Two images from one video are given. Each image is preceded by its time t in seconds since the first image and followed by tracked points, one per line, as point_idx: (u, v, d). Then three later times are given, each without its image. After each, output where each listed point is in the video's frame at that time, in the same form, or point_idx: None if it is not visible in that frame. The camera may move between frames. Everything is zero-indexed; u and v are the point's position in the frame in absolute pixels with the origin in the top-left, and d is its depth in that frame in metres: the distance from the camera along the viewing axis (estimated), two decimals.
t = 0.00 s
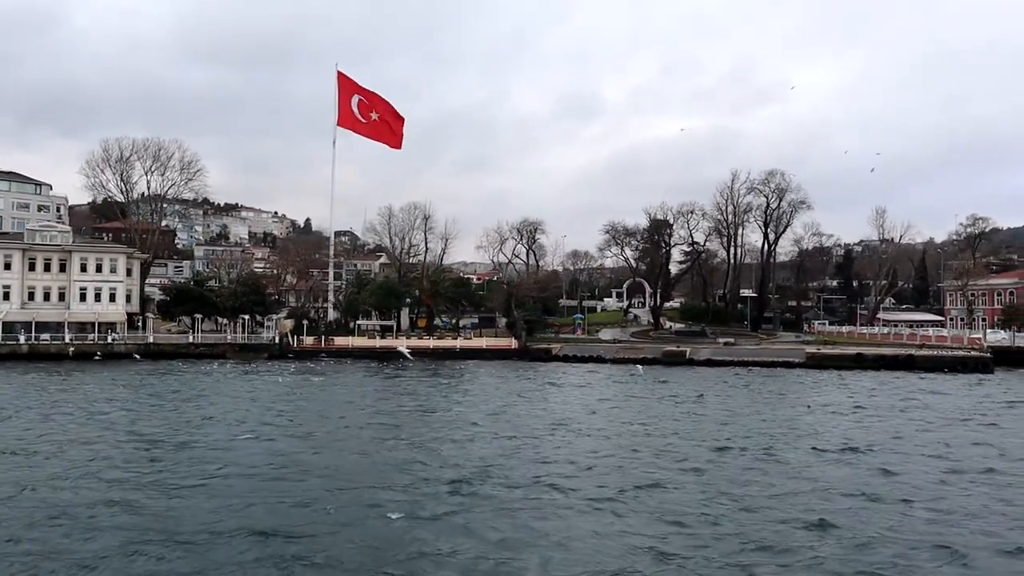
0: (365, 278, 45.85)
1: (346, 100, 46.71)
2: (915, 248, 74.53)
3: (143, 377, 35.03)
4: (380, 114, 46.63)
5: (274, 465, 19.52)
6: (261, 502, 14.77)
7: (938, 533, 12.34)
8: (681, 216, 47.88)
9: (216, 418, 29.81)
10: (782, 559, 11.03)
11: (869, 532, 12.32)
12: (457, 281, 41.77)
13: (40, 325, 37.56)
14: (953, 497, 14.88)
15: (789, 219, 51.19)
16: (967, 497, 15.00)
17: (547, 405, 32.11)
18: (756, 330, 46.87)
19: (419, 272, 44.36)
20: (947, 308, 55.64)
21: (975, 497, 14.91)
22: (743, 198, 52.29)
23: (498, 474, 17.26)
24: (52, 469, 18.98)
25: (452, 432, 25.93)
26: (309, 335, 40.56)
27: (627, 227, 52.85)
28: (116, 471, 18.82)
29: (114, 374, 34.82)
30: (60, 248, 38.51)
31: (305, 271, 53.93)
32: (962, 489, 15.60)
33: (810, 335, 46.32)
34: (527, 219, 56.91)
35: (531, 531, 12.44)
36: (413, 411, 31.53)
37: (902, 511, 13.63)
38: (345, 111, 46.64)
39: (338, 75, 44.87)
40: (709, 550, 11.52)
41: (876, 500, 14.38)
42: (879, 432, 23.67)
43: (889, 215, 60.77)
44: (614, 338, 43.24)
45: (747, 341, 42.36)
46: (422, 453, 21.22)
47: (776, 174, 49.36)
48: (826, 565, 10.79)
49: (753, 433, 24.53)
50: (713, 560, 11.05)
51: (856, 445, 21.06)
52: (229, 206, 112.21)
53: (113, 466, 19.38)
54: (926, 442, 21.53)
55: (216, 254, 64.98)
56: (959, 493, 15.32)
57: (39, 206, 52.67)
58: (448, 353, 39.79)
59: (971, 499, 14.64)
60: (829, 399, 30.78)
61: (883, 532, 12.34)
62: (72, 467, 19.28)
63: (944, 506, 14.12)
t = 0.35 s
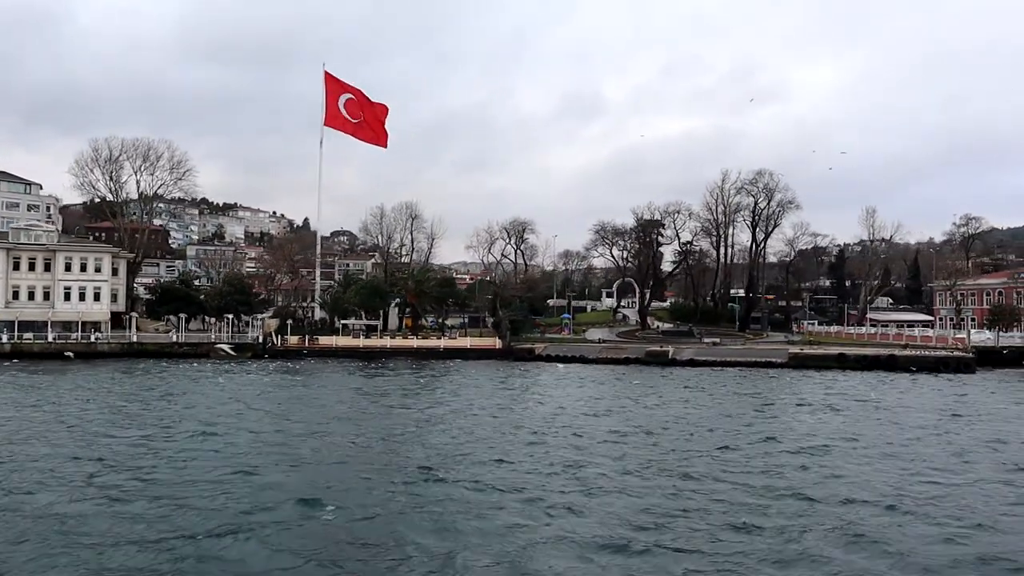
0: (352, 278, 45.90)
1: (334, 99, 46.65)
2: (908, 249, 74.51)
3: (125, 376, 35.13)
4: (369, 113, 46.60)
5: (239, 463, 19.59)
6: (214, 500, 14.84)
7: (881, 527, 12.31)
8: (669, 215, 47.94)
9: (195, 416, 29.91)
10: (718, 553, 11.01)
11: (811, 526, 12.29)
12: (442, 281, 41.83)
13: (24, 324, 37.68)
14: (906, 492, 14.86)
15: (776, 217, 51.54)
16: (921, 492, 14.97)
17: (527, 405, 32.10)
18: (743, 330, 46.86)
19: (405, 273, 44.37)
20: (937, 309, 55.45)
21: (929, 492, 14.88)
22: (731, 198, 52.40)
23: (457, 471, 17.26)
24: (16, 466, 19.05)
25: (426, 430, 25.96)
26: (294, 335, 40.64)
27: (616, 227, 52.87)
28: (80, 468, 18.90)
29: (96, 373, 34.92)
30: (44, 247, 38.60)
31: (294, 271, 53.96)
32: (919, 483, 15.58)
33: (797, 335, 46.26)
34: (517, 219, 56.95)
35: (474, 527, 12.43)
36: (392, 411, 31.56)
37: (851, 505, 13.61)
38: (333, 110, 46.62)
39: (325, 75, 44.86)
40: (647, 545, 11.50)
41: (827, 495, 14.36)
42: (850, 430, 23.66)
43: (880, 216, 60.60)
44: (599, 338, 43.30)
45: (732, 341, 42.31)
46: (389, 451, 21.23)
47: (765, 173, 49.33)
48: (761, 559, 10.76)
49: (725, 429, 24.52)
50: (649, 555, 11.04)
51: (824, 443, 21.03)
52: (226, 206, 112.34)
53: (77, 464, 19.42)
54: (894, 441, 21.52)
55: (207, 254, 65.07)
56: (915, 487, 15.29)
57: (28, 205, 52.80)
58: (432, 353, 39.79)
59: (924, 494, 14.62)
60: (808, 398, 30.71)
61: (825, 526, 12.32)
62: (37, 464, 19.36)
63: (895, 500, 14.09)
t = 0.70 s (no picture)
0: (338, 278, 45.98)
1: (320, 100, 46.75)
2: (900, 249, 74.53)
3: (106, 376, 35.25)
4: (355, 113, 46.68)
5: (200, 463, 19.64)
6: (161, 500, 14.90)
7: (822, 525, 12.25)
8: (655, 216, 47.93)
9: (171, 417, 30.00)
10: (653, 553, 10.99)
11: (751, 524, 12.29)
12: (425, 281, 41.89)
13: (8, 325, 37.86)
14: (859, 489, 14.82)
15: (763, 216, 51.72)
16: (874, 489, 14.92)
17: (505, 405, 32.11)
18: (729, 330, 46.86)
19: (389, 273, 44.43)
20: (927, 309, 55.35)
21: (882, 489, 14.84)
22: (718, 198, 52.47)
23: (415, 471, 17.27)
24: None
25: (399, 429, 26.01)
26: (278, 335, 40.73)
27: (604, 227, 52.89)
28: (40, 467, 18.99)
29: (78, 373, 35.06)
30: (28, 249, 38.76)
31: (282, 272, 54.08)
32: (872, 480, 15.54)
33: (784, 335, 46.20)
34: (506, 220, 57.02)
35: (415, 527, 12.42)
36: (370, 411, 31.63)
37: (798, 503, 13.57)
38: (319, 111, 46.71)
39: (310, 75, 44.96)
40: (582, 544, 11.47)
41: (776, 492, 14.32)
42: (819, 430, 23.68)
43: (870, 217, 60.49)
44: (582, 338, 43.36)
45: (716, 341, 42.29)
46: (354, 451, 21.26)
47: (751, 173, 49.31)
48: (691, 558, 10.76)
49: (694, 429, 24.54)
50: (582, 555, 11.01)
51: (790, 443, 21.04)
52: (222, 206, 112.56)
53: (40, 463, 19.48)
54: (861, 440, 21.51)
55: (198, 254, 65.29)
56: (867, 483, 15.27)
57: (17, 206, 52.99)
58: (415, 354, 39.83)
59: (875, 492, 14.60)
60: (785, 399, 30.68)
61: (767, 526, 12.28)
62: None
63: (843, 497, 14.07)
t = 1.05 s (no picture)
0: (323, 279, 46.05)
1: (306, 101, 46.75)
2: (893, 249, 74.43)
3: (87, 376, 35.34)
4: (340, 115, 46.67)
5: (161, 463, 19.68)
6: (107, 500, 14.92)
7: (760, 529, 12.20)
8: (641, 216, 47.91)
9: (147, 417, 30.06)
10: (583, 558, 10.96)
11: (689, 530, 12.26)
12: (409, 282, 41.91)
13: None
14: (807, 495, 14.78)
15: (750, 217, 51.72)
16: (823, 495, 14.89)
17: (482, 407, 32.10)
18: (715, 331, 46.84)
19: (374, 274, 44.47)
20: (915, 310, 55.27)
21: (831, 496, 14.81)
22: (705, 199, 52.47)
23: (371, 476, 17.27)
24: None
25: (370, 431, 26.03)
26: (261, 336, 40.81)
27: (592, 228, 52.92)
28: None
29: (58, 373, 35.17)
30: (12, 250, 38.86)
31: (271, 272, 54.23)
32: (824, 488, 15.51)
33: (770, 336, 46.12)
34: (495, 220, 57.08)
35: (353, 531, 12.42)
36: (347, 412, 31.66)
37: (739, 508, 13.56)
38: (305, 112, 46.72)
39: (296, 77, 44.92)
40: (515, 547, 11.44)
41: (721, 497, 14.30)
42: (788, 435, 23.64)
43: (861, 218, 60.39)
44: (567, 339, 43.36)
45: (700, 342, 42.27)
46: (318, 452, 21.30)
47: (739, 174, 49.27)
48: (620, 563, 10.72)
49: (663, 432, 24.51)
50: (512, 559, 10.99)
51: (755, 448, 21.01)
52: (218, 206, 112.80)
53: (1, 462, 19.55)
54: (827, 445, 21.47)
55: (189, 255, 65.47)
56: (818, 491, 15.23)
57: (6, 206, 53.17)
58: (398, 355, 39.84)
59: (824, 498, 14.54)
60: (761, 402, 30.62)
61: (704, 531, 12.25)
62: None
63: (789, 504, 14.04)
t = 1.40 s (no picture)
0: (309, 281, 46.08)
1: (292, 104, 46.82)
2: (885, 253, 74.36)
3: (67, 378, 35.42)
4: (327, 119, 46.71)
5: (122, 464, 19.69)
6: (55, 499, 14.93)
7: (699, 526, 12.10)
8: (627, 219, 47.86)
9: (123, 419, 30.12)
10: (513, 553, 10.87)
11: (627, 526, 12.16)
12: (393, 284, 41.92)
13: None
14: (757, 495, 14.68)
15: (737, 219, 51.73)
16: (772, 495, 14.79)
17: (460, 409, 32.07)
18: (701, 333, 46.77)
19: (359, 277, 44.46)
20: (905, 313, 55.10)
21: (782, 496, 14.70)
22: (693, 202, 52.48)
23: (326, 474, 17.21)
24: None
25: (342, 432, 25.99)
26: (244, 339, 40.87)
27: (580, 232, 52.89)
28: None
29: (38, 375, 35.23)
30: None
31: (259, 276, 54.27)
32: (776, 489, 15.40)
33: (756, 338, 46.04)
34: (484, 223, 57.13)
35: (290, 526, 12.33)
36: (324, 413, 31.62)
37: (679, 506, 13.51)
38: (291, 116, 46.77)
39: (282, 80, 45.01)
40: (448, 542, 11.35)
41: (665, 497, 14.26)
42: (758, 436, 23.53)
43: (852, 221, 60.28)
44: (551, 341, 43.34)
45: (684, 344, 42.22)
46: (283, 452, 21.29)
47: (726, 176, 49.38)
48: (549, 557, 10.62)
49: (634, 432, 24.45)
50: (441, 553, 10.89)
51: (720, 448, 20.92)
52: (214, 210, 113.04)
53: None
54: (793, 446, 21.38)
55: (180, 258, 65.57)
56: (769, 491, 15.13)
57: None
58: (381, 357, 39.83)
59: (774, 498, 14.42)
60: (738, 404, 30.55)
61: (643, 527, 12.15)
62: None
63: (736, 503, 13.93)
